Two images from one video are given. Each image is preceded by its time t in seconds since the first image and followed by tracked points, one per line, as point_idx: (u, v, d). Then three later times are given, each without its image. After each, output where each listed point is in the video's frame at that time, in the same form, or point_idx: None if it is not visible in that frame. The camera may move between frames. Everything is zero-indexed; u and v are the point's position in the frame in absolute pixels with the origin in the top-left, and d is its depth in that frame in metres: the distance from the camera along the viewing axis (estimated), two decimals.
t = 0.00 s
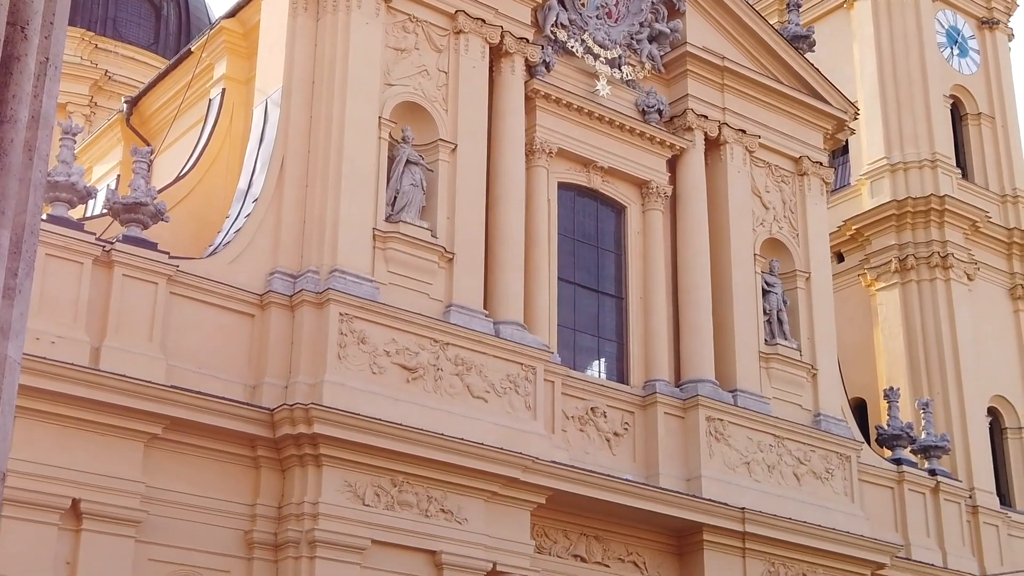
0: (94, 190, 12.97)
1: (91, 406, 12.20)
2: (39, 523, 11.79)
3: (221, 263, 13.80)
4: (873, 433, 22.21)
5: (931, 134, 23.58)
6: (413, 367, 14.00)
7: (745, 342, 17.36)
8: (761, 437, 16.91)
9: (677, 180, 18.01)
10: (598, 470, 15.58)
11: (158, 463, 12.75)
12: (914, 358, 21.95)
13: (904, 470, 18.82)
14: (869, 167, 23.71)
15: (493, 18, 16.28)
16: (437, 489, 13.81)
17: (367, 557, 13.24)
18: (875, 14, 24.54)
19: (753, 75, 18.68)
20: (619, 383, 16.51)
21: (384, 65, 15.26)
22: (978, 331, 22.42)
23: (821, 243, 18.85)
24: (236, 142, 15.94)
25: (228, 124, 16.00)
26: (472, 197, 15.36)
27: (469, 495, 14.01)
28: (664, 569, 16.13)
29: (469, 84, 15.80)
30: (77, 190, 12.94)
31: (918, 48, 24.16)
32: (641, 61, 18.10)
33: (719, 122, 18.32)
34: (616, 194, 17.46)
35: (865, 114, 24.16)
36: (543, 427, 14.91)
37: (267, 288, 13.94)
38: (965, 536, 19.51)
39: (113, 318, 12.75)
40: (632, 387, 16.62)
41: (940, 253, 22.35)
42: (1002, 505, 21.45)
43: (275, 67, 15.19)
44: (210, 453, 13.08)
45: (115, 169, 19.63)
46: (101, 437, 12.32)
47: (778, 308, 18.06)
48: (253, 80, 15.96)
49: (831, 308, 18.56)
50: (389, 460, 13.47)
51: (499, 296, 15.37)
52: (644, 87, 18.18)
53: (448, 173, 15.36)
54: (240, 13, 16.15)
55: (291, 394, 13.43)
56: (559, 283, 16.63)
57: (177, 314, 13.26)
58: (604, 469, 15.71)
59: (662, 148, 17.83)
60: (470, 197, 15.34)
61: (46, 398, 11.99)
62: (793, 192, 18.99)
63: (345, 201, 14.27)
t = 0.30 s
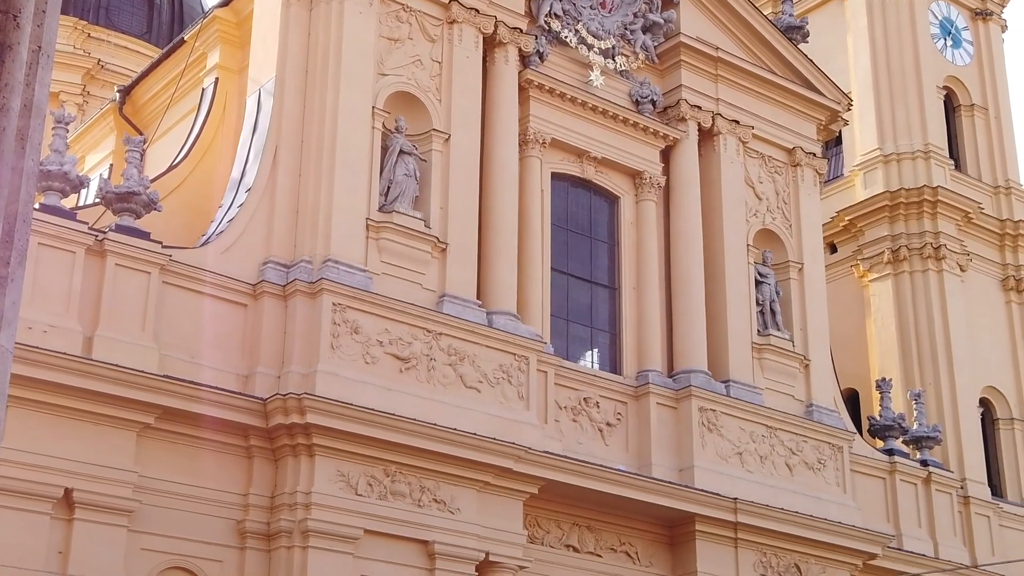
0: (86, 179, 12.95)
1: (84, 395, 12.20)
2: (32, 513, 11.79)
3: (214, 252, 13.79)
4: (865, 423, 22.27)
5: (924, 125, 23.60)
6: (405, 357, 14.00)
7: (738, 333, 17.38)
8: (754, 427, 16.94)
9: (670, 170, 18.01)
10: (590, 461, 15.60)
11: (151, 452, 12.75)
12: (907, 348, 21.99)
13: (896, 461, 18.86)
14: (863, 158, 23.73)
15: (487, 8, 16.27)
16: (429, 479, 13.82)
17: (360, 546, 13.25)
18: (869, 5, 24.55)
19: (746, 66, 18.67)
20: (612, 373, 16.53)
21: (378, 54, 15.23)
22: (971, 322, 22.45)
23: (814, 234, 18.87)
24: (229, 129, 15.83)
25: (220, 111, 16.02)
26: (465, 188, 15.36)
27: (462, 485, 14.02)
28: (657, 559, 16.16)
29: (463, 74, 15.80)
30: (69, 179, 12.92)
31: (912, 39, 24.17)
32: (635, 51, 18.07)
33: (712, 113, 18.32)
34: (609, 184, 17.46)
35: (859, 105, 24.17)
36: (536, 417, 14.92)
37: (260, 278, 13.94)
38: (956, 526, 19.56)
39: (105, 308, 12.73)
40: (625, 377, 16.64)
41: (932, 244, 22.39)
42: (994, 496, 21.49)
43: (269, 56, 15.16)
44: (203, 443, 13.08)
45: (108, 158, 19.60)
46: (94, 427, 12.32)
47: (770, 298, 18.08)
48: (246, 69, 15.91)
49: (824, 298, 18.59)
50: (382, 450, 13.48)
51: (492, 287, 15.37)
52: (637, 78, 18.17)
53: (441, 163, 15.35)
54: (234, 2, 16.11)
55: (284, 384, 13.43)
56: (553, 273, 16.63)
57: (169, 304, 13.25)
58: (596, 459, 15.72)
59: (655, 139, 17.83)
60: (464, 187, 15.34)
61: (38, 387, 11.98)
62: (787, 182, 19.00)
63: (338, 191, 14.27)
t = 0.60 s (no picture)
0: (79, 168, 12.93)
1: (77, 385, 12.19)
2: (24, 502, 11.78)
3: (207, 242, 13.77)
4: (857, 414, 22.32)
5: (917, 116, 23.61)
6: (398, 348, 14.00)
7: (731, 324, 17.39)
8: (746, 418, 16.97)
9: (664, 161, 18.01)
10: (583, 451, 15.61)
11: (144, 442, 12.75)
12: (899, 339, 22.02)
13: (888, 452, 18.90)
14: (856, 149, 23.77)
15: None
16: (422, 469, 13.83)
17: (353, 536, 13.26)
18: None
19: (740, 56, 18.67)
20: (605, 364, 16.54)
21: (371, 44, 15.22)
22: (963, 313, 22.47)
23: (806, 225, 18.89)
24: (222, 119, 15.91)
25: (213, 103, 16.01)
26: (459, 178, 15.34)
27: (455, 475, 14.02)
28: (649, 549, 16.19)
29: (456, 64, 15.78)
30: (62, 168, 12.92)
31: (906, 30, 24.19)
32: (629, 41, 18.09)
33: (706, 104, 18.32)
34: (603, 175, 17.46)
35: (852, 96, 24.19)
36: (529, 407, 14.93)
37: (253, 268, 13.94)
38: (948, 517, 19.61)
39: (98, 297, 12.72)
40: (618, 367, 16.64)
41: (925, 235, 22.40)
42: (985, 487, 21.55)
43: (262, 45, 15.15)
44: (196, 433, 13.08)
45: (101, 148, 19.57)
46: (87, 416, 12.31)
47: (763, 289, 18.10)
48: (239, 59, 15.89)
49: (817, 289, 18.61)
50: (375, 440, 13.48)
51: (485, 277, 15.37)
52: (631, 69, 18.17)
53: (435, 153, 15.34)
54: None
55: (277, 374, 13.43)
56: (546, 264, 16.64)
57: (162, 293, 13.24)
58: (589, 450, 15.74)
59: (649, 129, 17.82)
60: (457, 178, 15.33)
61: (31, 377, 11.97)
62: (780, 173, 19.00)
63: (331, 181, 14.25)
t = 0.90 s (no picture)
0: (72, 158, 12.91)
1: (70, 374, 12.18)
2: (17, 492, 11.78)
3: (200, 232, 13.76)
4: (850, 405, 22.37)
5: (911, 107, 23.61)
6: (392, 338, 14.01)
7: (724, 314, 17.41)
8: (739, 409, 16.99)
9: (657, 152, 18.01)
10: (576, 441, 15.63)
11: (137, 432, 12.75)
12: (892, 330, 22.06)
13: (880, 442, 18.95)
14: (849, 140, 23.77)
15: None
16: (415, 459, 13.84)
17: (346, 526, 13.27)
18: None
19: (734, 47, 18.65)
20: (598, 354, 16.55)
21: (365, 34, 15.21)
22: (956, 304, 22.50)
23: (800, 216, 18.90)
24: (216, 110, 15.93)
25: (207, 93, 16.00)
26: (452, 169, 15.33)
27: (448, 465, 14.04)
28: (641, 539, 16.22)
29: (450, 54, 15.77)
30: (54, 157, 12.88)
31: (900, 21, 24.19)
32: (623, 32, 18.07)
33: (700, 94, 18.32)
34: (596, 165, 17.45)
35: (845, 87, 24.21)
36: (522, 398, 14.94)
37: (246, 257, 13.93)
38: (940, 507, 19.66)
39: (91, 287, 12.70)
40: (611, 357, 16.65)
41: (918, 226, 22.43)
42: (977, 477, 21.62)
43: (255, 35, 15.15)
44: (190, 423, 13.08)
45: (94, 137, 19.54)
46: (79, 406, 12.31)
47: (757, 280, 18.12)
48: (233, 49, 15.87)
49: (810, 280, 18.64)
50: (368, 430, 13.48)
51: (478, 268, 15.38)
52: (625, 59, 18.14)
53: (428, 143, 15.33)
54: None
55: (270, 364, 13.44)
56: (539, 254, 16.64)
57: (155, 283, 13.23)
58: (582, 440, 15.75)
59: (643, 120, 17.81)
60: (450, 168, 15.31)
61: (24, 366, 11.96)
62: (773, 164, 19.01)
63: (324, 171, 14.24)
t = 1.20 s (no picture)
0: (65, 147, 12.90)
1: (63, 364, 12.18)
2: (10, 481, 11.78)
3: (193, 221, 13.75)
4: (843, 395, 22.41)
5: (905, 97, 23.61)
6: (385, 328, 14.00)
7: (717, 305, 17.42)
8: (732, 399, 17.02)
9: (651, 142, 18.01)
10: (570, 432, 15.64)
11: (130, 421, 12.74)
12: (884, 321, 22.09)
13: (873, 433, 18.98)
14: (843, 131, 23.79)
15: None
16: (409, 449, 13.84)
17: (339, 516, 13.28)
18: None
19: (728, 38, 18.65)
20: (591, 344, 16.56)
21: (359, 23, 15.19)
22: (948, 295, 22.53)
23: (793, 207, 18.92)
24: (209, 98, 15.91)
25: (200, 83, 15.97)
26: (446, 159, 15.32)
27: (441, 455, 14.04)
28: (635, 529, 16.24)
29: (443, 44, 15.75)
30: (47, 147, 12.87)
31: (894, 12, 24.19)
32: (617, 22, 18.04)
33: (694, 85, 18.31)
34: (590, 155, 17.44)
35: (839, 78, 24.22)
36: (515, 388, 14.94)
37: (239, 247, 13.92)
38: (932, 498, 19.70)
39: (84, 276, 12.69)
40: (605, 348, 16.66)
41: (911, 217, 22.47)
42: (969, 468, 21.67)
43: (248, 24, 15.14)
44: (183, 412, 13.08)
45: (87, 126, 19.50)
46: (73, 395, 12.31)
47: (750, 271, 18.12)
48: (227, 39, 15.84)
49: (803, 270, 18.66)
50: (361, 419, 13.49)
51: (472, 258, 15.39)
52: (619, 49, 18.13)
53: (422, 132, 15.32)
54: None
55: (264, 353, 13.43)
56: (533, 245, 16.65)
57: (148, 273, 13.22)
58: (575, 430, 15.77)
59: (636, 111, 17.82)
60: (444, 158, 15.30)
61: (18, 355, 11.95)
62: (767, 155, 19.01)
63: (318, 161, 14.22)
